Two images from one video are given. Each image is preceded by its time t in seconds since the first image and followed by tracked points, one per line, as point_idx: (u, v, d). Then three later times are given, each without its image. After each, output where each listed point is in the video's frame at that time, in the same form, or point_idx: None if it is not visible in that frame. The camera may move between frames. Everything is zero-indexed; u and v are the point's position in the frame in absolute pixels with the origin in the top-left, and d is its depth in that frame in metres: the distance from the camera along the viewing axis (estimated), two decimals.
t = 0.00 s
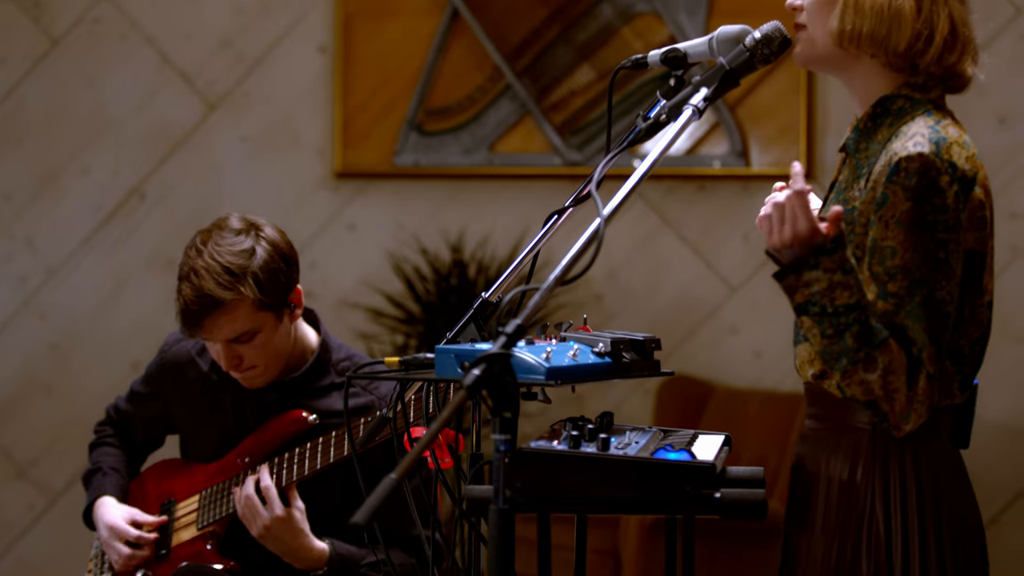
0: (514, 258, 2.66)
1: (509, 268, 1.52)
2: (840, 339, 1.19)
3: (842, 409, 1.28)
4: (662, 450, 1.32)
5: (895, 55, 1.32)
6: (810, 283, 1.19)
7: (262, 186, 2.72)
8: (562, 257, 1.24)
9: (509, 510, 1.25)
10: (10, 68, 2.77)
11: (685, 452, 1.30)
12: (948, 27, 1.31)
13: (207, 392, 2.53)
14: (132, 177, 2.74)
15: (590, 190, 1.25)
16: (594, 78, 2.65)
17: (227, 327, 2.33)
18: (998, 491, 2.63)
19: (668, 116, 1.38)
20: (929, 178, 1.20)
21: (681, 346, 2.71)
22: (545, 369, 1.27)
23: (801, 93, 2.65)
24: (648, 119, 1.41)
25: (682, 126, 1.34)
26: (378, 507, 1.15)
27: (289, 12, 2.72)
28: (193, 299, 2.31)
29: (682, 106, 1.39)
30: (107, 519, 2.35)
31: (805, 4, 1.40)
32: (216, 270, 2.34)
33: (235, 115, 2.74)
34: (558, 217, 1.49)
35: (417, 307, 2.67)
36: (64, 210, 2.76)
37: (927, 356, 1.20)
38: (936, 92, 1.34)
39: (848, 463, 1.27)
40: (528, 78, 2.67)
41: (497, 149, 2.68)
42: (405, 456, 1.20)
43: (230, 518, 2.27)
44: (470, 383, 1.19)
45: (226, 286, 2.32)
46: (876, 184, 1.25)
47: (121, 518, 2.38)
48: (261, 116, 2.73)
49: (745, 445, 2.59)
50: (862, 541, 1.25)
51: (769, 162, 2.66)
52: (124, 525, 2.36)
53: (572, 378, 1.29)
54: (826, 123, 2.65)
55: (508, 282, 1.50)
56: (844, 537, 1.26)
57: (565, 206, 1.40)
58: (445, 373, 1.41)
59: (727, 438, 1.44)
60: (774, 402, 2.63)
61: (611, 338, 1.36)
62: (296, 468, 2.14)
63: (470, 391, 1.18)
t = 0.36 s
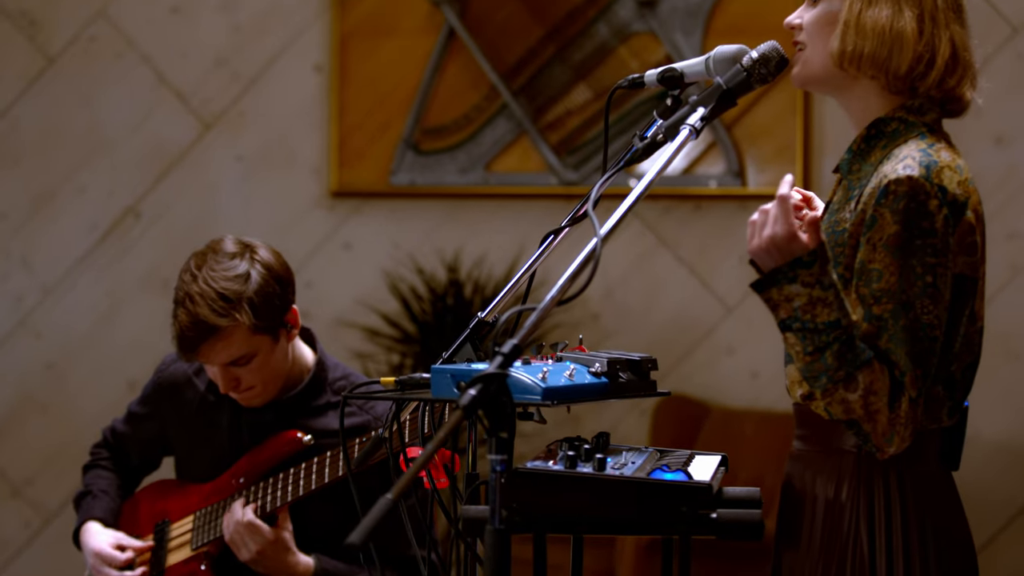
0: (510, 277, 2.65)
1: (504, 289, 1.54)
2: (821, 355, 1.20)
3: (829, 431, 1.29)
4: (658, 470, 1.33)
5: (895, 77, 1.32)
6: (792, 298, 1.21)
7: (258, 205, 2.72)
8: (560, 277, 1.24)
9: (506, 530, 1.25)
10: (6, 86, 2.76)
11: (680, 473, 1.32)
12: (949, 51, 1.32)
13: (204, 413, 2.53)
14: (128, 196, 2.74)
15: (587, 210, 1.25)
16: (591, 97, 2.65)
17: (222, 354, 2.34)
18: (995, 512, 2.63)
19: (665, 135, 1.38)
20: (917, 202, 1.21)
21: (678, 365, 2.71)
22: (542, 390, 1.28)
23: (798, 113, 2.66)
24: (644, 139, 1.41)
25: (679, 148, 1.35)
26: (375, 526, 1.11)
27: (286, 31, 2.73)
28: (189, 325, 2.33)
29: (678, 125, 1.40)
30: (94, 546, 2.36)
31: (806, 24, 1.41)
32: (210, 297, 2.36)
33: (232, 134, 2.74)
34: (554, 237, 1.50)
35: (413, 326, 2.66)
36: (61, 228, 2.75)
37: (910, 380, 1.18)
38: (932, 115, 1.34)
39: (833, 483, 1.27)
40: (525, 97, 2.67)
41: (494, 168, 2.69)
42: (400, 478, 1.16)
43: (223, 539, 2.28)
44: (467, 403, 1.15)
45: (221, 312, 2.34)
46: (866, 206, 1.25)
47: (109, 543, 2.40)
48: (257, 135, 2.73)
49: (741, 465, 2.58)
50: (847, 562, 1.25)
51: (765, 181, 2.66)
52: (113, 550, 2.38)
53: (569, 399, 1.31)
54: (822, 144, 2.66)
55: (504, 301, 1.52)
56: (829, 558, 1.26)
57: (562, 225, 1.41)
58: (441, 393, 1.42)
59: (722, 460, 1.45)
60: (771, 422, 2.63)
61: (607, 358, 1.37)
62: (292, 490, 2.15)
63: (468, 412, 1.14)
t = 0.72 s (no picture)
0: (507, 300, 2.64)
1: (501, 312, 1.52)
2: (807, 378, 1.20)
3: (818, 455, 1.29)
4: (657, 494, 1.32)
5: (890, 101, 1.31)
6: (779, 317, 1.22)
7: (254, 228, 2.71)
8: (555, 302, 1.25)
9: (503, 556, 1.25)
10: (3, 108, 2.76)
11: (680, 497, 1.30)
12: (946, 76, 1.31)
13: (200, 437, 2.52)
14: (124, 219, 2.73)
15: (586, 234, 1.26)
16: (587, 119, 2.65)
17: (220, 366, 2.37)
18: (993, 534, 2.62)
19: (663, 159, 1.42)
20: (905, 228, 1.20)
21: (675, 388, 2.70)
22: (540, 413, 1.25)
23: (794, 135, 2.66)
24: (642, 161, 1.45)
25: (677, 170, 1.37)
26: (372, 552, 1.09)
27: (284, 52, 2.72)
28: (186, 339, 2.36)
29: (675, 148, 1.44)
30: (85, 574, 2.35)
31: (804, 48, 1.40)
32: (210, 310, 2.39)
33: (228, 157, 2.73)
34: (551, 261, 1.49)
35: (410, 348, 2.66)
36: (56, 252, 2.74)
37: (893, 408, 1.17)
38: (927, 139, 1.33)
39: (821, 505, 1.27)
40: (521, 120, 2.67)
41: (490, 190, 2.68)
42: (399, 500, 1.17)
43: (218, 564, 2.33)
44: (463, 427, 1.16)
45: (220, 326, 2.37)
46: (857, 230, 1.25)
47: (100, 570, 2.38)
48: (253, 158, 2.72)
49: (739, 488, 2.58)
50: None
51: (762, 203, 2.67)
52: None
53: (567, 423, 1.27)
54: (818, 165, 2.66)
55: (501, 327, 1.51)
56: None
57: (558, 248, 1.40)
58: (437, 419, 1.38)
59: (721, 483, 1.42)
60: (769, 443, 2.62)
61: (606, 381, 1.34)
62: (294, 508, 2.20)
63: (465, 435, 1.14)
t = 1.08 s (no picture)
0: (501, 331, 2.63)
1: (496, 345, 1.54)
2: (796, 408, 1.25)
3: (808, 487, 1.33)
4: (652, 525, 1.33)
5: (885, 134, 1.36)
6: (770, 343, 1.27)
7: (248, 260, 2.71)
8: (551, 334, 1.30)
9: None
10: None
11: (674, 528, 1.31)
12: (941, 110, 1.36)
13: (193, 469, 2.52)
14: (117, 251, 2.73)
15: (580, 267, 1.31)
16: (581, 148, 2.65)
17: (217, 409, 2.37)
18: (989, 563, 2.62)
19: (657, 191, 1.44)
20: (895, 264, 1.25)
21: (669, 418, 2.70)
22: (534, 446, 1.27)
23: (788, 163, 2.65)
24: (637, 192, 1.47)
25: (670, 202, 1.40)
26: None
27: (277, 82, 2.72)
28: (180, 383, 2.35)
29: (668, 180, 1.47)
30: None
31: (800, 79, 1.45)
32: (202, 352, 2.38)
33: (221, 188, 2.73)
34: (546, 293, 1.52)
35: (404, 379, 2.65)
36: (49, 283, 2.74)
37: (880, 442, 1.21)
38: (922, 173, 1.38)
39: (810, 536, 1.31)
40: (515, 149, 2.67)
41: (484, 221, 2.68)
42: (393, 535, 1.21)
43: None
44: (458, 460, 1.21)
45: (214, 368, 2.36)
46: (847, 265, 1.30)
47: None
48: (246, 190, 2.72)
49: (734, 518, 2.58)
50: None
51: (756, 232, 2.66)
52: None
53: (562, 455, 1.29)
54: (812, 194, 2.66)
55: (496, 356, 1.51)
56: None
57: (553, 280, 1.42)
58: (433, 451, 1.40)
59: (716, 512, 1.44)
60: (765, 472, 2.61)
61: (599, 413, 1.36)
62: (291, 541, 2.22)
63: (459, 469, 1.19)
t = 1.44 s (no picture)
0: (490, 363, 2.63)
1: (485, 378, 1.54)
2: (777, 433, 1.22)
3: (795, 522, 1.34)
4: (640, 559, 1.35)
5: (874, 170, 1.35)
6: (755, 366, 1.24)
7: (238, 292, 2.74)
8: (539, 368, 1.30)
9: None
10: None
11: (662, 562, 1.33)
12: (929, 146, 1.36)
13: (183, 502, 2.51)
14: (108, 282, 2.76)
15: (569, 301, 1.31)
16: (571, 181, 2.64)
17: (206, 439, 2.37)
18: None
19: (645, 226, 1.46)
20: (883, 301, 1.22)
21: (658, 450, 2.70)
22: (522, 480, 1.28)
23: (778, 195, 2.64)
24: (625, 227, 1.49)
25: (658, 237, 1.41)
26: None
27: (267, 114, 2.75)
28: (171, 410, 2.35)
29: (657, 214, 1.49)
30: None
31: (791, 113, 1.44)
32: (193, 381, 2.38)
33: (211, 219, 2.77)
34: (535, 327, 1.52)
35: (393, 411, 2.65)
36: (40, 313, 2.78)
37: (859, 472, 1.19)
38: (912, 211, 1.36)
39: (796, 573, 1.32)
40: (504, 181, 2.67)
41: (474, 252, 2.68)
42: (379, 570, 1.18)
43: None
44: (446, 493, 1.19)
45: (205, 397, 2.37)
46: (834, 301, 1.28)
47: None
48: (235, 222, 2.75)
49: (722, 551, 2.55)
50: None
51: (746, 265, 2.65)
52: None
53: (551, 489, 1.30)
54: (802, 226, 2.65)
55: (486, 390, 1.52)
56: None
57: (542, 313, 1.42)
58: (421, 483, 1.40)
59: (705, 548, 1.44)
60: (754, 504, 2.60)
61: (587, 446, 1.38)
62: None
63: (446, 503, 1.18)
